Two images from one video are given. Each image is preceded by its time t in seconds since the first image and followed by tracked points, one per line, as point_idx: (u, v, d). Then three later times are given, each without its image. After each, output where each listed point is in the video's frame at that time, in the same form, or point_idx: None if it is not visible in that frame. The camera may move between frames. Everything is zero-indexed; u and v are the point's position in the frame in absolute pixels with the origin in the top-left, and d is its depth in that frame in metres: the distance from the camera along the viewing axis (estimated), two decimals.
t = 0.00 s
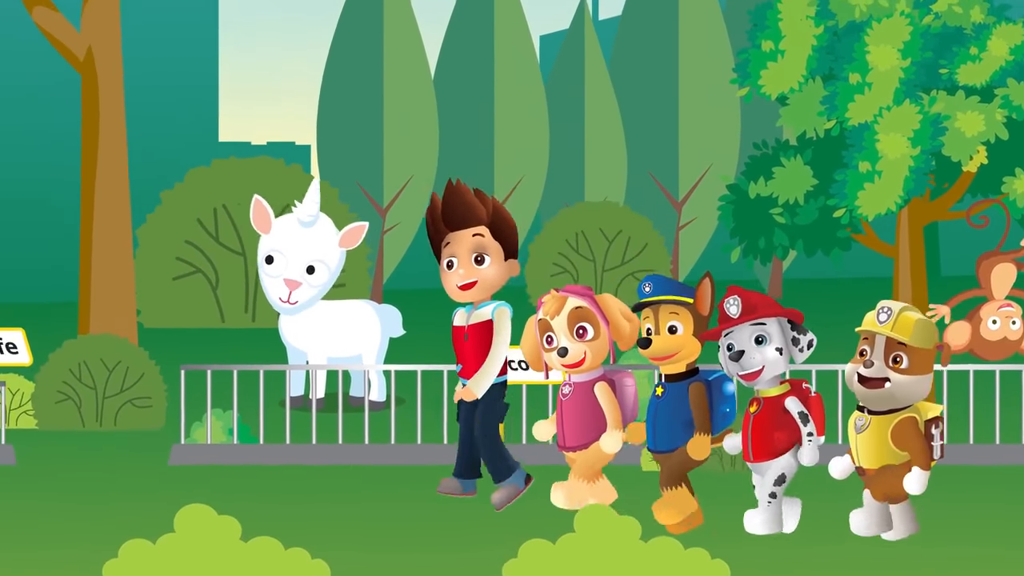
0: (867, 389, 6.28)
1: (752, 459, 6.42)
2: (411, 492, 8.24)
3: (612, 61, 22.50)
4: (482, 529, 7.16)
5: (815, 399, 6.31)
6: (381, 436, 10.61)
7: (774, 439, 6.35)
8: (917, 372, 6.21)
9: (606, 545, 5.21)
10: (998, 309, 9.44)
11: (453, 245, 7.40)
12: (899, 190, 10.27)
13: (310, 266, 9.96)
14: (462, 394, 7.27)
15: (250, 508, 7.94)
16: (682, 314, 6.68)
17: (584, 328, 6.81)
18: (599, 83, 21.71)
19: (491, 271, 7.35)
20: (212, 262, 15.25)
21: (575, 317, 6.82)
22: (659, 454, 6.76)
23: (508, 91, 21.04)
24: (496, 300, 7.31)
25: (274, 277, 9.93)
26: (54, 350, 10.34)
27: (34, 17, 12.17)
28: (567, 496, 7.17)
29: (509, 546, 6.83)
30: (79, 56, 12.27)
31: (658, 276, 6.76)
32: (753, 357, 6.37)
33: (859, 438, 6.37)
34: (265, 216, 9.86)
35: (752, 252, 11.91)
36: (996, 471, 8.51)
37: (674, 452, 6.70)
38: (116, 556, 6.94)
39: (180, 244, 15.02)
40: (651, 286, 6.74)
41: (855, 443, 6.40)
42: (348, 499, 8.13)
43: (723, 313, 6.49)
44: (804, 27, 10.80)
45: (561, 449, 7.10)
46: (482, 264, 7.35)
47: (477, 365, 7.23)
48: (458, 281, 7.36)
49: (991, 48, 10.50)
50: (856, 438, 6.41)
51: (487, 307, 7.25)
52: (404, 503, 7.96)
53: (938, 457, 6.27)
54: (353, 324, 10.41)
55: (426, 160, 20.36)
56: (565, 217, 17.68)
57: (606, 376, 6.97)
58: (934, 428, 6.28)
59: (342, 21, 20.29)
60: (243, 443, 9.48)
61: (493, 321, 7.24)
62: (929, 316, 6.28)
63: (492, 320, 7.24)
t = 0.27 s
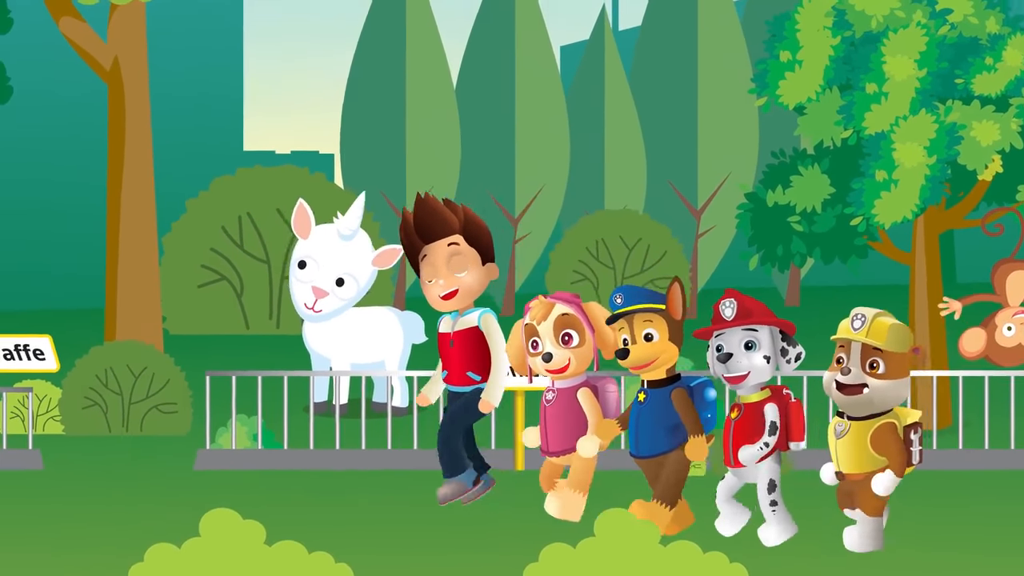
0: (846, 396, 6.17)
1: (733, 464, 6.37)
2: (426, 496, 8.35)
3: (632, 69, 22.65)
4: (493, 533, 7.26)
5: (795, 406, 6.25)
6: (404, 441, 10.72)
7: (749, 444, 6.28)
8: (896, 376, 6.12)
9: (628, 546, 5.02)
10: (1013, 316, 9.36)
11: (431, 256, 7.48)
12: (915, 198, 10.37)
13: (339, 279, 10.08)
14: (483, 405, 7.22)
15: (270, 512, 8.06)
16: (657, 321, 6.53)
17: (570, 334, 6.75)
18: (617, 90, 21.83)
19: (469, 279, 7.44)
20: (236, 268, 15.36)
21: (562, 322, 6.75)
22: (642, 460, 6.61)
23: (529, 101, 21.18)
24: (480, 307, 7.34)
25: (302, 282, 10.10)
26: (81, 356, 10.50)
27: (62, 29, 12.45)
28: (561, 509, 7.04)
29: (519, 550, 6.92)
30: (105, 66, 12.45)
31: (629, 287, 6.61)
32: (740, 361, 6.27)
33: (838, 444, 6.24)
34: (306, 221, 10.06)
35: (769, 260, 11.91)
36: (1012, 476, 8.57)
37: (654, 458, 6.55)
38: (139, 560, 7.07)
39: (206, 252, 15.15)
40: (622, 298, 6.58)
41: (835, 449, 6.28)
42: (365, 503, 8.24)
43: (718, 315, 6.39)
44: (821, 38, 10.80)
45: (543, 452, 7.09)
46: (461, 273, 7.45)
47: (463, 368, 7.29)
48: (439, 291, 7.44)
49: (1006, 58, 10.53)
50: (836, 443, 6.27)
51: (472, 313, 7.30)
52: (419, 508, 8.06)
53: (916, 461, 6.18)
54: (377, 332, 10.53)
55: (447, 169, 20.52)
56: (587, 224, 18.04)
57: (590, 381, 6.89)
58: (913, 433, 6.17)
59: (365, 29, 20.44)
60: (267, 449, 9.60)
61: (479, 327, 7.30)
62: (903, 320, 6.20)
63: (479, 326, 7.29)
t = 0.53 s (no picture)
0: (826, 406, 6.33)
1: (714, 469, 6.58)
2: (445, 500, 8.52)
3: (654, 80, 22.86)
4: (510, 535, 7.44)
5: (778, 412, 6.50)
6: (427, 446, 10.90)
7: (728, 450, 6.50)
8: (870, 380, 6.29)
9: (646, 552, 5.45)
10: None
11: (419, 265, 7.61)
12: (933, 208, 10.47)
13: (357, 281, 10.32)
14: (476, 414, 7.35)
15: (294, 516, 8.22)
16: (651, 328, 6.77)
17: (563, 343, 6.91)
18: (639, 100, 22.00)
19: (458, 286, 7.57)
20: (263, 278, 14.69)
21: (556, 331, 6.92)
22: (628, 465, 6.88)
23: (552, 112, 21.37)
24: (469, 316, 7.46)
25: (324, 292, 10.35)
26: (111, 363, 10.69)
27: (91, 41, 12.71)
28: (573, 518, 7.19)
29: (535, 552, 7.10)
30: (134, 77, 12.65)
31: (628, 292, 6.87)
32: (725, 368, 6.50)
33: (821, 450, 6.42)
34: (313, 235, 10.34)
35: (790, 268, 12.05)
36: None
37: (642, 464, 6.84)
38: (170, 563, 7.23)
39: (233, 261, 14.47)
40: (621, 300, 6.84)
41: (818, 453, 6.46)
42: (386, 508, 8.40)
43: (703, 322, 6.62)
44: (840, 49, 10.96)
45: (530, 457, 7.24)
46: (449, 280, 7.56)
47: (452, 375, 7.46)
48: (428, 299, 7.57)
49: None
50: (819, 448, 6.45)
51: (461, 322, 7.42)
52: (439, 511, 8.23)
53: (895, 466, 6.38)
54: (403, 338, 10.65)
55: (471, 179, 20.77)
56: (607, 233, 16.74)
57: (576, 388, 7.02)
58: (893, 439, 6.36)
59: (392, 40, 20.64)
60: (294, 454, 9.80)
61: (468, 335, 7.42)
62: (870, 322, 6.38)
63: (468, 334, 7.41)
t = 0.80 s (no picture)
0: (814, 411, 6.43)
1: (705, 474, 6.66)
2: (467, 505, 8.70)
3: (679, 90, 23.04)
4: (527, 540, 7.60)
5: (765, 417, 6.58)
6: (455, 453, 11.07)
7: (715, 456, 6.61)
8: (859, 390, 6.40)
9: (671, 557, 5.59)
10: None
11: (419, 271, 7.64)
12: (952, 218, 10.57)
13: (381, 287, 10.46)
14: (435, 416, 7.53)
15: (321, 521, 8.41)
16: (644, 336, 6.92)
17: (550, 350, 7.09)
18: (663, 111, 22.19)
19: (455, 295, 7.59)
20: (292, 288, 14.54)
21: (542, 338, 7.10)
22: (615, 471, 7.00)
23: (577, 124, 21.54)
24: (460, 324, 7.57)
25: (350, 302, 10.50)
26: (144, 371, 10.92)
27: (125, 53, 12.96)
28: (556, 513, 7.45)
29: (552, 557, 7.26)
30: (167, 90, 12.91)
31: (626, 298, 7.01)
32: (706, 378, 6.66)
33: (808, 456, 6.52)
34: (330, 248, 10.47)
35: (813, 277, 12.26)
36: None
37: (626, 470, 6.97)
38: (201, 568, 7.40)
39: (263, 270, 14.46)
40: (618, 307, 6.98)
41: (804, 460, 6.56)
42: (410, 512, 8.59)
43: (678, 335, 6.77)
44: (861, 61, 11.14)
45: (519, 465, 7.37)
46: (448, 288, 7.59)
47: (442, 384, 7.52)
48: (425, 304, 7.61)
49: None
50: (804, 456, 6.56)
51: (453, 330, 7.52)
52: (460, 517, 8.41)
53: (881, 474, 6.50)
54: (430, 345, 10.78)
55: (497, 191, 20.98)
56: (630, 243, 16.61)
57: (565, 395, 7.23)
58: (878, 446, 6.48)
59: (419, 52, 20.84)
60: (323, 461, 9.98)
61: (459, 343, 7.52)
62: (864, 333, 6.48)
63: (458, 342, 7.52)
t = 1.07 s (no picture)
0: (803, 416, 6.65)
1: (696, 481, 6.88)
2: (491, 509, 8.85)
3: (704, 101, 23.23)
4: (552, 544, 7.75)
5: (753, 424, 6.83)
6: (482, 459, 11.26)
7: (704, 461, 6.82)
8: (851, 401, 6.60)
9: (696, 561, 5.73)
10: None
11: (415, 280, 7.85)
12: (973, 229, 10.67)
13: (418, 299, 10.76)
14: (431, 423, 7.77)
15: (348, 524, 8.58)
16: (630, 346, 7.06)
17: (541, 359, 7.23)
18: (689, 122, 22.34)
19: (450, 305, 7.81)
20: (325, 297, 14.89)
21: (533, 347, 7.24)
22: (607, 477, 7.12)
23: (604, 135, 21.74)
24: (453, 331, 7.82)
25: (386, 308, 10.78)
26: (179, 378, 11.11)
27: (159, 67, 13.24)
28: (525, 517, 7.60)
29: (571, 561, 7.39)
30: (199, 102, 13.12)
31: (609, 309, 7.16)
32: (696, 386, 6.81)
33: (795, 462, 6.75)
34: (382, 251, 10.58)
35: (835, 288, 12.45)
36: None
37: (621, 475, 7.06)
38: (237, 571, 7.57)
39: (296, 280, 14.65)
40: (601, 318, 7.14)
41: (791, 466, 6.78)
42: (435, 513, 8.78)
43: (668, 343, 6.91)
44: (884, 74, 11.30)
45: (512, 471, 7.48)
46: (443, 299, 7.81)
47: (438, 391, 7.79)
48: (420, 313, 7.82)
49: None
50: (792, 461, 6.78)
51: (447, 339, 7.77)
52: (483, 521, 8.57)
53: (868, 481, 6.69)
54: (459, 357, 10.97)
55: (524, 201, 21.18)
56: (657, 252, 17.65)
57: (557, 404, 7.37)
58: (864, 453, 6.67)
59: (449, 64, 21.08)
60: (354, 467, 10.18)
61: (453, 351, 7.76)
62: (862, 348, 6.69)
63: (452, 350, 7.76)
